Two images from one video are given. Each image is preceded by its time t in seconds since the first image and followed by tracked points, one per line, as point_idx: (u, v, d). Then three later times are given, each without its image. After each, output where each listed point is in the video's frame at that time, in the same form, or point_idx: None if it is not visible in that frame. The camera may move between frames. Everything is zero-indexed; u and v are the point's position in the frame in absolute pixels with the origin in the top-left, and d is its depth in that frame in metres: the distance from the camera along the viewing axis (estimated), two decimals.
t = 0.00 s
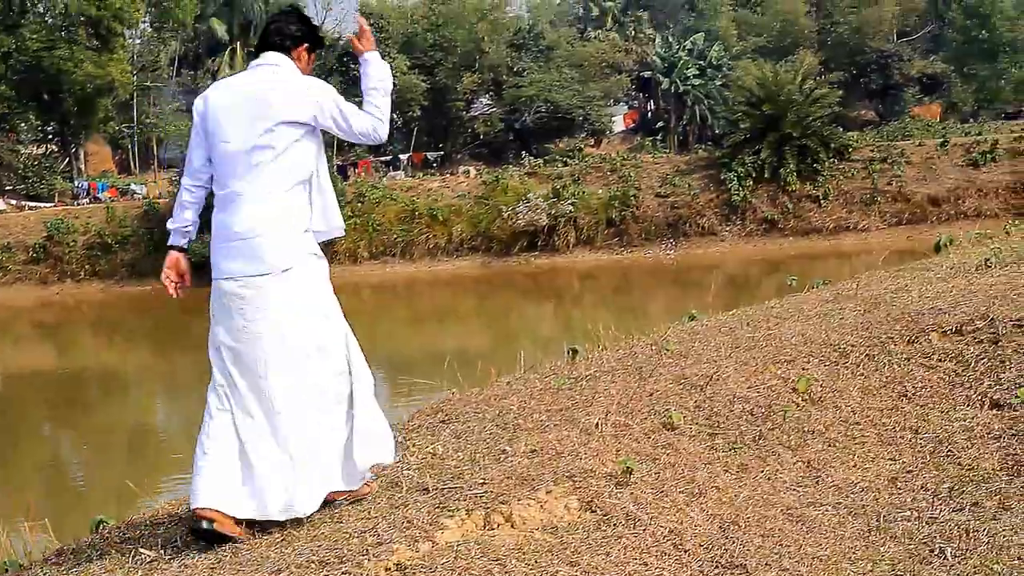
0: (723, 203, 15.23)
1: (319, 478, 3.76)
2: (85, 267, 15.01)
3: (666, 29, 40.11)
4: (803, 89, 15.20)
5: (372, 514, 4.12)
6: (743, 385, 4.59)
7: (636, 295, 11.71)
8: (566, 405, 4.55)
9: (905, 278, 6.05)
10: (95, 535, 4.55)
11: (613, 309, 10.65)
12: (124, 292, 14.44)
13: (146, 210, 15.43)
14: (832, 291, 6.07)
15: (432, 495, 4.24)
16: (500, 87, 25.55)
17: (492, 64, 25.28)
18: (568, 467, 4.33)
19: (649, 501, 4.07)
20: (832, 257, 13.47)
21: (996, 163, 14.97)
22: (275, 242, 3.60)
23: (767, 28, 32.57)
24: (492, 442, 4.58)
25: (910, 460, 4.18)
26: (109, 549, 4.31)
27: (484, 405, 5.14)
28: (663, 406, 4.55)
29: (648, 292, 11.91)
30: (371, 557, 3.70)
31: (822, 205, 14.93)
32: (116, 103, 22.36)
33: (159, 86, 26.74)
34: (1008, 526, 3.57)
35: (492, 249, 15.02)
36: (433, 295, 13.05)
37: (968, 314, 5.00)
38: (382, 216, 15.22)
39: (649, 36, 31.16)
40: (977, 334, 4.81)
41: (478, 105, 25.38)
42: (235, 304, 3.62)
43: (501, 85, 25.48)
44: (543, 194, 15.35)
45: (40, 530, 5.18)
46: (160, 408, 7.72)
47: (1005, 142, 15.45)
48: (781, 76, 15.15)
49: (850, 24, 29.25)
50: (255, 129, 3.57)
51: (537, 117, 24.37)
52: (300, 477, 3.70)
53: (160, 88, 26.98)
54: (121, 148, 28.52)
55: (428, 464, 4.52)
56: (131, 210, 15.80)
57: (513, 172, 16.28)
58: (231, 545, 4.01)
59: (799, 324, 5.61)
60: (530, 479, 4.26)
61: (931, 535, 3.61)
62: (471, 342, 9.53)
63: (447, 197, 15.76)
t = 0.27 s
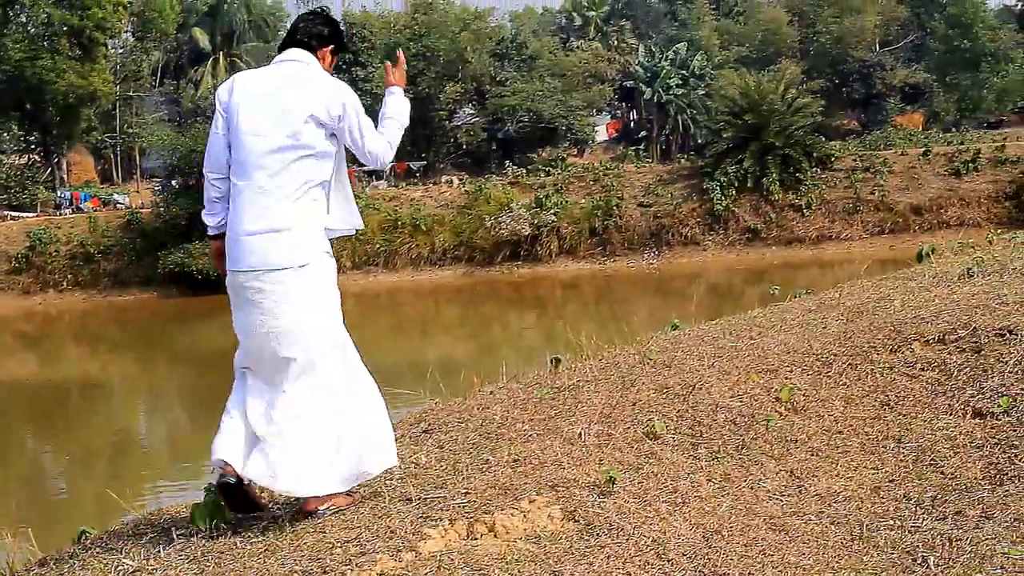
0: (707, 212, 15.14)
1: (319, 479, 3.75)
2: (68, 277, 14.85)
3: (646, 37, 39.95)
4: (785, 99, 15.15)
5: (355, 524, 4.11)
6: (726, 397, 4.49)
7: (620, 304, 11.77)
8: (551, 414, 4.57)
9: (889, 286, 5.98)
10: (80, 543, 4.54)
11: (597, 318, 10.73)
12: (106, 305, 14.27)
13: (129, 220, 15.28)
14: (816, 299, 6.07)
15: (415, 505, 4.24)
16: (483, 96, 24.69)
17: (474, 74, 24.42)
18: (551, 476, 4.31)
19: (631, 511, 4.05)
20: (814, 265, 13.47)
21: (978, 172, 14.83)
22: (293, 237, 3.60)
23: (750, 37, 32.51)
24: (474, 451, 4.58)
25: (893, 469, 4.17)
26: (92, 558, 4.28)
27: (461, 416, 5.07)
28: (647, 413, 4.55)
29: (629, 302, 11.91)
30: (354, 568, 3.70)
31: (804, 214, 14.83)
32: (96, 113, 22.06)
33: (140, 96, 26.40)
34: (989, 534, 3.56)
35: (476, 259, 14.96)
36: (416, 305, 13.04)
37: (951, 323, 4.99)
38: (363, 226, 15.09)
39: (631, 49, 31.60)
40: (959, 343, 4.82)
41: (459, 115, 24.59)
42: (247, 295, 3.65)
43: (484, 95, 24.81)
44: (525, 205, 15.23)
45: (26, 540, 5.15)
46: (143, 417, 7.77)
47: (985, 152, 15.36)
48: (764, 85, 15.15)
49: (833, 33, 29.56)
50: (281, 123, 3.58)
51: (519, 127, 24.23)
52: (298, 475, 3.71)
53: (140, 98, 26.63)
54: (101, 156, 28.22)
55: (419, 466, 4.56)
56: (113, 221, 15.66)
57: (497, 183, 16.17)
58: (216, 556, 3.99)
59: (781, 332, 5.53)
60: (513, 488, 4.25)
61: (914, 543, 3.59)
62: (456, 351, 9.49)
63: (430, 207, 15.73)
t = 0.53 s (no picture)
0: (693, 222, 15.17)
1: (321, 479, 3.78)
2: (53, 287, 14.84)
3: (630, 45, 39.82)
4: (770, 108, 15.26)
5: (341, 532, 4.04)
6: (709, 407, 4.44)
7: (605, 312, 11.79)
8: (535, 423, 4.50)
9: (876, 298, 5.90)
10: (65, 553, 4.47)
11: (582, 326, 10.75)
12: (91, 314, 14.25)
13: (114, 229, 15.31)
14: (801, 308, 6.03)
15: (401, 514, 4.18)
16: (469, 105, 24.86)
17: (460, 84, 24.48)
18: (537, 486, 4.28)
19: (617, 520, 3.99)
20: (799, 273, 13.45)
21: (963, 180, 14.99)
22: (299, 243, 3.59)
23: (734, 47, 31.59)
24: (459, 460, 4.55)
25: (879, 477, 4.17)
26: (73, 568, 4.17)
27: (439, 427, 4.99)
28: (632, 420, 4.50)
29: (615, 310, 11.93)
30: None
31: (790, 223, 14.94)
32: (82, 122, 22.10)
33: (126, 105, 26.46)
34: (975, 542, 3.56)
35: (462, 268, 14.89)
36: (402, 313, 12.98)
37: (937, 332, 4.97)
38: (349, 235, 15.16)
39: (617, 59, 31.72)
40: (943, 352, 4.77)
41: (446, 124, 25.02)
42: (253, 294, 3.65)
43: (469, 104, 24.92)
44: (511, 213, 15.18)
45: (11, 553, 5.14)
46: (130, 426, 7.76)
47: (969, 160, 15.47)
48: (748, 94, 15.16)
49: (818, 42, 29.74)
50: (289, 128, 3.58)
51: (504, 135, 24.08)
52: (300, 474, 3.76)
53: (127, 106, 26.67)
54: (87, 164, 28.24)
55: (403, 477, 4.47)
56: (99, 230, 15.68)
57: (482, 191, 16.20)
58: (201, 566, 3.91)
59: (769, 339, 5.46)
60: (498, 498, 4.21)
61: (901, 552, 3.57)
62: (441, 359, 9.47)
63: (416, 216, 15.56)
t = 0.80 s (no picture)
0: (678, 233, 15.46)
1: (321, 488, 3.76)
2: (39, 297, 15.09)
3: (615, 54, 39.90)
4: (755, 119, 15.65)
5: (326, 543, 3.99)
6: (694, 417, 4.46)
7: (590, 323, 11.85)
8: (520, 433, 4.51)
9: (863, 308, 5.89)
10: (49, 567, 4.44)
11: (565, 339, 10.84)
12: (77, 328, 14.37)
13: (98, 240, 15.55)
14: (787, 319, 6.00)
15: (387, 525, 4.12)
16: (455, 117, 25.10)
17: (445, 95, 24.59)
18: (522, 496, 4.24)
19: (602, 532, 3.96)
20: (785, 285, 13.64)
21: (947, 190, 15.55)
22: (307, 251, 3.62)
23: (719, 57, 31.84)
24: (444, 471, 4.54)
25: (863, 488, 4.18)
26: None
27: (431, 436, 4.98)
28: (617, 430, 4.50)
29: (599, 320, 12.04)
30: None
31: (776, 234, 15.25)
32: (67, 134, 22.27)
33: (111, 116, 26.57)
34: (960, 552, 3.56)
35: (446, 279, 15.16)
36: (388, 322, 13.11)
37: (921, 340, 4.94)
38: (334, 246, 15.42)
39: (601, 68, 32.15)
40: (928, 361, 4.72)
41: (431, 135, 25.12)
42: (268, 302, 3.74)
43: (454, 115, 25.22)
44: (496, 224, 15.47)
45: None
46: (115, 438, 7.78)
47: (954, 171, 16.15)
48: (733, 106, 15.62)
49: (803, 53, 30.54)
50: (289, 138, 3.61)
51: (489, 146, 24.68)
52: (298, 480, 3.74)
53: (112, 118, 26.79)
54: (71, 177, 28.35)
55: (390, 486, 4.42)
56: (83, 241, 15.89)
57: (466, 203, 16.44)
58: None
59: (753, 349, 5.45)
60: (483, 509, 4.16)
61: (884, 563, 3.57)
62: (426, 372, 9.57)
63: (398, 225, 15.96)
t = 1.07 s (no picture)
0: (656, 247, 15.68)
1: (319, 479, 3.71)
2: (16, 313, 15.33)
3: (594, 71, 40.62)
4: (734, 133, 16.04)
5: (303, 561, 3.90)
6: (672, 433, 4.46)
7: (569, 339, 11.87)
8: (497, 449, 4.49)
9: (838, 329, 5.88)
10: None
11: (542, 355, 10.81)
12: (55, 345, 14.38)
13: (76, 256, 15.87)
14: (762, 337, 6.00)
15: (365, 542, 4.02)
16: (432, 133, 24.84)
17: (423, 110, 24.35)
18: (499, 512, 4.15)
19: (581, 546, 3.89)
20: (764, 300, 13.72)
21: (925, 207, 15.66)
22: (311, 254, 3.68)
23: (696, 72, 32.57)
24: (423, 488, 4.49)
25: (842, 504, 4.15)
26: None
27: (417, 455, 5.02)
28: (595, 446, 4.51)
29: (579, 336, 12.04)
30: None
31: (753, 249, 15.54)
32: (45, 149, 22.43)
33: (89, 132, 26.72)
34: (937, 567, 3.52)
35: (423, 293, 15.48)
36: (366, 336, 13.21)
37: (900, 355, 4.91)
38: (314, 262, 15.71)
39: (579, 85, 32.64)
40: (907, 376, 4.71)
41: (408, 150, 24.93)
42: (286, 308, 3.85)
43: (432, 130, 24.97)
44: (473, 239, 15.78)
45: None
46: (92, 453, 7.79)
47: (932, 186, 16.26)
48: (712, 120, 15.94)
49: (780, 68, 30.60)
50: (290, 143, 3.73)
51: (468, 161, 24.64)
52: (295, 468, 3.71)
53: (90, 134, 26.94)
54: (48, 194, 28.47)
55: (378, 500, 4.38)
56: (62, 258, 16.19)
57: (444, 219, 16.75)
58: None
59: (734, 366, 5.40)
60: (461, 525, 4.07)
61: None
62: (403, 387, 9.44)
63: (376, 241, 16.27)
